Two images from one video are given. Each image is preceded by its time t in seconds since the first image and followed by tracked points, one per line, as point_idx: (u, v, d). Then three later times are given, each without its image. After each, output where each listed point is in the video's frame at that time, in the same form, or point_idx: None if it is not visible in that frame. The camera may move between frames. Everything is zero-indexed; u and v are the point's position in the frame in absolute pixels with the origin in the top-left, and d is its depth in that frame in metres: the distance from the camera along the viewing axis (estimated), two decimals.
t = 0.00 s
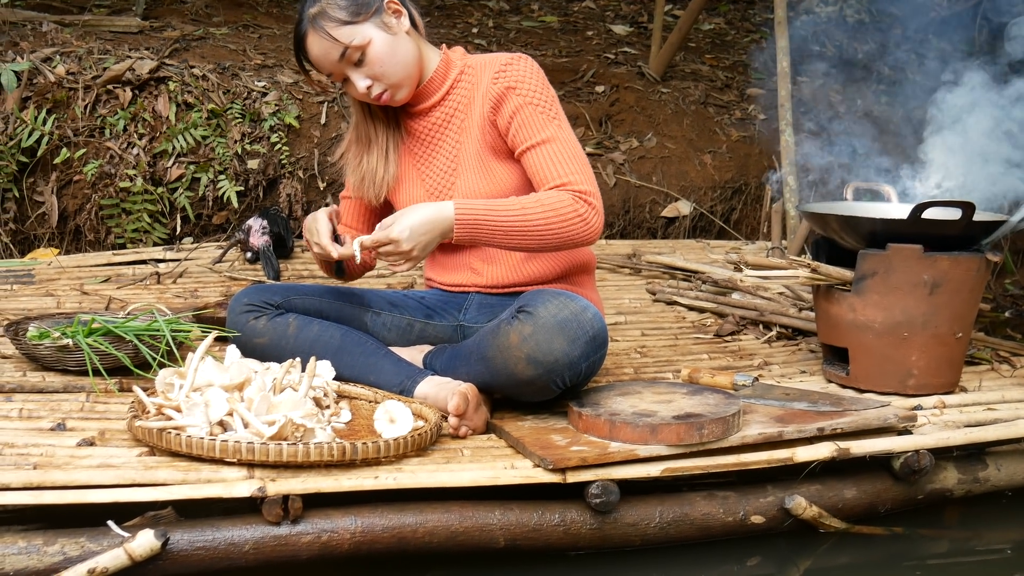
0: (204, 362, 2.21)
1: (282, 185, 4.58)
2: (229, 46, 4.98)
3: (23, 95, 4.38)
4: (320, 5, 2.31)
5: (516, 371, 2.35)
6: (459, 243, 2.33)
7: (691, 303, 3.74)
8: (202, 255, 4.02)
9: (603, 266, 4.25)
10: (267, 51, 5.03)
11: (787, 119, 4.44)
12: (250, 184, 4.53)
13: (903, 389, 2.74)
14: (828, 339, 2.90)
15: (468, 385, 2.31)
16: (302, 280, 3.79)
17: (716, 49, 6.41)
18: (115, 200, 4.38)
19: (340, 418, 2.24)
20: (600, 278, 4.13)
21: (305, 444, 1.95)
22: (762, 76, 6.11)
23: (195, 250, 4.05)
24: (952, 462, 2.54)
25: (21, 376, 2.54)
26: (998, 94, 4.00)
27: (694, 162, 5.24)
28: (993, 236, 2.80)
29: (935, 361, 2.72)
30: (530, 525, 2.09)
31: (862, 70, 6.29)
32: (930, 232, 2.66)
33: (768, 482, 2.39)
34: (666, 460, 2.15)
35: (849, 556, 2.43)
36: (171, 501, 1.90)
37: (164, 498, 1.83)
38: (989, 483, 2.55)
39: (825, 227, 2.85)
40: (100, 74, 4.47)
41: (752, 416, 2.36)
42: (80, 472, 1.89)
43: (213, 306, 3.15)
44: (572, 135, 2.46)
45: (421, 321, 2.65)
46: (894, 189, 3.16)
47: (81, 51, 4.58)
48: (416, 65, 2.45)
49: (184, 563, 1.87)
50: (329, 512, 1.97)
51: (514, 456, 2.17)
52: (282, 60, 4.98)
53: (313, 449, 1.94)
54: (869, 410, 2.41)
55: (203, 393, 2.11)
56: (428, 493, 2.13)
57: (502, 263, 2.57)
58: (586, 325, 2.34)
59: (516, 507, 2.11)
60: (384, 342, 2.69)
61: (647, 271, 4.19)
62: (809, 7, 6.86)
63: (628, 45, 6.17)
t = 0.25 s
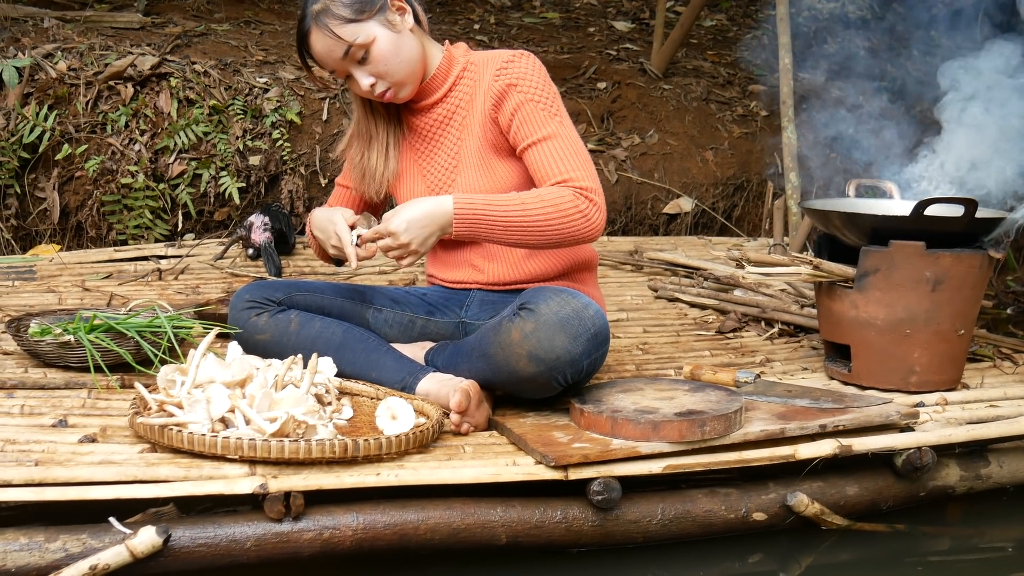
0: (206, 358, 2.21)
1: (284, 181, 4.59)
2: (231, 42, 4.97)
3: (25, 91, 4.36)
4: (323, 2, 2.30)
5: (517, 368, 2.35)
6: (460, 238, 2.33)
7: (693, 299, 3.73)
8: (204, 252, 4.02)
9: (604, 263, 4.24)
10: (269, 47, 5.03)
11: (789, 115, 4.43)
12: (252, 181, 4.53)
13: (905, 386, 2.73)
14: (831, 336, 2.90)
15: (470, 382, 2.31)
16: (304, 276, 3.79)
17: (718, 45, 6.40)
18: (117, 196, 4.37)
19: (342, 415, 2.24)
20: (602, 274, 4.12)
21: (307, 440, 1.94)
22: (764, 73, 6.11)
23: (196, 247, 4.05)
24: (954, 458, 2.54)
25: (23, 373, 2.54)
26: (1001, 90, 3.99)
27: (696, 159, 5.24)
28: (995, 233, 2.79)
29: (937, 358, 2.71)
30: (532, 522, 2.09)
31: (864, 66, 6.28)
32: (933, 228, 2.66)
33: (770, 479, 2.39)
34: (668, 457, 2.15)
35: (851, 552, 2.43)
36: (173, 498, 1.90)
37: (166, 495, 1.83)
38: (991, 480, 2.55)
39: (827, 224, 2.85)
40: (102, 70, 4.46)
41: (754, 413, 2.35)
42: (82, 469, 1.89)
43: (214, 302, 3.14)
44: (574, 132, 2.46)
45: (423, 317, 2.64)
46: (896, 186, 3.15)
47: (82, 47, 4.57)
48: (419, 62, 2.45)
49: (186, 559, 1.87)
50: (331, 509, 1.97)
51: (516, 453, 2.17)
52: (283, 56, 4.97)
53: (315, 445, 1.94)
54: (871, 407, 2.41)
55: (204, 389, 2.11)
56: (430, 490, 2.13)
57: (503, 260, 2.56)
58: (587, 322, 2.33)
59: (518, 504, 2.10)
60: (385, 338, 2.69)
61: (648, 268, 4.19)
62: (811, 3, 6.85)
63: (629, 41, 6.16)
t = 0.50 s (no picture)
0: (206, 357, 2.21)
1: (284, 180, 4.59)
2: (231, 40, 4.97)
3: (25, 89, 4.35)
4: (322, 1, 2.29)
5: (518, 366, 2.35)
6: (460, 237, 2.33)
7: (693, 298, 3.73)
8: (204, 250, 4.02)
9: (605, 261, 4.24)
10: (269, 46, 5.03)
11: (790, 113, 4.43)
12: (252, 179, 4.53)
13: (905, 384, 2.73)
14: (831, 334, 2.90)
15: (470, 380, 2.31)
16: (304, 274, 3.79)
17: (718, 43, 6.39)
18: (117, 195, 4.37)
19: (342, 414, 2.25)
20: (602, 272, 4.12)
21: (307, 439, 1.95)
22: (764, 71, 6.10)
23: (197, 245, 4.05)
24: (954, 456, 2.54)
25: (23, 371, 2.54)
26: (1001, 88, 3.99)
27: (696, 157, 5.24)
28: (996, 230, 2.79)
29: (937, 355, 2.71)
30: (533, 520, 2.09)
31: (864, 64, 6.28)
32: (933, 226, 2.65)
33: (771, 477, 2.39)
34: (669, 455, 2.15)
35: (851, 550, 2.44)
36: (173, 496, 1.90)
37: (166, 493, 1.83)
38: (991, 478, 2.55)
39: (827, 222, 2.85)
40: (102, 69, 4.45)
41: (754, 411, 2.35)
42: (82, 467, 1.89)
43: (215, 301, 3.14)
44: (574, 130, 2.46)
45: (423, 316, 2.65)
46: (897, 184, 3.15)
47: (82, 45, 4.57)
48: (419, 61, 2.45)
49: (187, 557, 1.87)
50: (332, 507, 1.97)
51: (516, 451, 2.17)
52: (284, 54, 4.97)
53: (316, 443, 1.94)
54: (871, 404, 2.41)
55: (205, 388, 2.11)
56: (430, 488, 2.13)
57: (504, 258, 2.56)
58: (587, 320, 2.34)
59: (518, 502, 2.11)
60: (386, 337, 2.69)
61: (648, 266, 4.19)
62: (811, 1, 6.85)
63: (629, 39, 6.16)
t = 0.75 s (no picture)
0: (206, 358, 2.21)
1: (284, 180, 4.58)
2: (230, 41, 4.97)
3: (25, 90, 4.36)
4: (322, 3, 2.30)
5: (518, 366, 2.35)
6: (458, 238, 2.33)
7: (692, 298, 3.74)
8: (203, 251, 4.02)
9: (604, 262, 4.25)
10: (268, 47, 5.03)
11: (788, 113, 4.44)
12: (251, 180, 4.53)
13: (904, 384, 2.74)
14: (829, 334, 2.90)
15: (470, 380, 2.32)
16: (304, 275, 3.79)
17: (717, 44, 6.40)
18: (116, 195, 4.37)
19: (342, 414, 2.25)
20: (601, 273, 4.13)
21: (307, 439, 1.95)
22: (763, 71, 6.11)
23: (196, 246, 4.04)
24: (953, 456, 2.54)
25: (23, 372, 2.54)
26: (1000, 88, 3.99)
27: (695, 157, 5.24)
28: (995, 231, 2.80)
29: (936, 355, 2.72)
30: (533, 520, 2.09)
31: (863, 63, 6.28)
32: (932, 226, 2.66)
33: (770, 476, 2.39)
34: (668, 455, 2.15)
35: (850, 550, 2.44)
36: (174, 497, 1.90)
37: (166, 494, 1.83)
38: (990, 477, 2.56)
39: (826, 222, 2.85)
40: (101, 69, 4.46)
41: (754, 411, 2.36)
42: (82, 468, 1.89)
43: (214, 301, 3.14)
44: (572, 131, 2.46)
45: (423, 316, 2.65)
46: (895, 184, 3.16)
47: (82, 46, 4.57)
48: (419, 63, 2.45)
49: (188, 558, 1.87)
50: (332, 507, 1.97)
51: (516, 451, 2.17)
52: (283, 55, 4.97)
53: (316, 444, 1.94)
54: (871, 404, 2.41)
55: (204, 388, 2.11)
56: (430, 488, 2.14)
57: (503, 259, 2.56)
58: (587, 321, 2.34)
59: (518, 502, 2.11)
60: (385, 337, 2.69)
61: (648, 266, 4.19)
62: (810, 2, 6.85)
63: (628, 40, 6.16)
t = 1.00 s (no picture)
0: (206, 360, 2.22)
1: (282, 182, 4.58)
2: (229, 43, 4.97)
3: (23, 92, 4.36)
4: (321, 8, 2.30)
5: (517, 369, 2.35)
6: (455, 241, 2.33)
7: (691, 300, 3.74)
8: (202, 253, 4.01)
9: (602, 264, 4.25)
10: (267, 49, 5.03)
11: (786, 116, 4.44)
12: (250, 182, 4.53)
13: (903, 386, 2.74)
14: (828, 336, 2.91)
15: (469, 383, 2.32)
16: (303, 277, 3.79)
17: (715, 46, 6.40)
18: (115, 197, 4.37)
19: (341, 416, 2.25)
20: (599, 275, 4.13)
21: (306, 441, 1.95)
22: (761, 74, 6.12)
23: (195, 248, 4.04)
24: (952, 458, 2.55)
25: (22, 374, 2.54)
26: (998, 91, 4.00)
27: (693, 160, 5.24)
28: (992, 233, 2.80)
29: (934, 358, 2.72)
30: (532, 522, 2.09)
31: (860, 66, 6.28)
32: (930, 229, 2.66)
33: (769, 478, 2.39)
34: (667, 457, 2.16)
35: (849, 552, 2.44)
36: (174, 499, 1.90)
37: (166, 496, 1.83)
38: (989, 479, 2.56)
39: (825, 225, 2.86)
40: (99, 71, 4.46)
41: (753, 413, 2.36)
42: (82, 470, 1.89)
43: (213, 304, 3.14)
44: (570, 135, 2.46)
45: (422, 318, 2.65)
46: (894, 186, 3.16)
47: (80, 48, 4.57)
48: (418, 67, 2.46)
49: (187, 560, 1.87)
50: (331, 509, 1.97)
51: (515, 453, 2.17)
52: (281, 57, 4.97)
53: (315, 446, 1.95)
54: (869, 407, 2.42)
55: (204, 390, 2.12)
56: (429, 490, 2.14)
57: (502, 261, 2.57)
58: (586, 323, 2.34)
59: (517, 504, 2.11)
60: (384, 339, 2.69)
61: (646, 269, 4.19)
62: (807, 4, 6.86)
63: (626, 42, 6.17)
